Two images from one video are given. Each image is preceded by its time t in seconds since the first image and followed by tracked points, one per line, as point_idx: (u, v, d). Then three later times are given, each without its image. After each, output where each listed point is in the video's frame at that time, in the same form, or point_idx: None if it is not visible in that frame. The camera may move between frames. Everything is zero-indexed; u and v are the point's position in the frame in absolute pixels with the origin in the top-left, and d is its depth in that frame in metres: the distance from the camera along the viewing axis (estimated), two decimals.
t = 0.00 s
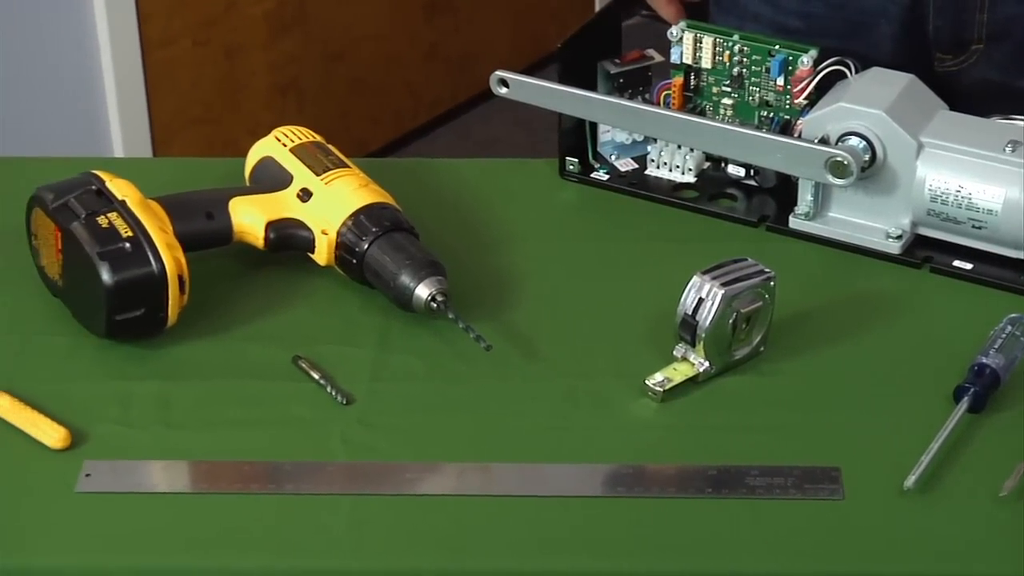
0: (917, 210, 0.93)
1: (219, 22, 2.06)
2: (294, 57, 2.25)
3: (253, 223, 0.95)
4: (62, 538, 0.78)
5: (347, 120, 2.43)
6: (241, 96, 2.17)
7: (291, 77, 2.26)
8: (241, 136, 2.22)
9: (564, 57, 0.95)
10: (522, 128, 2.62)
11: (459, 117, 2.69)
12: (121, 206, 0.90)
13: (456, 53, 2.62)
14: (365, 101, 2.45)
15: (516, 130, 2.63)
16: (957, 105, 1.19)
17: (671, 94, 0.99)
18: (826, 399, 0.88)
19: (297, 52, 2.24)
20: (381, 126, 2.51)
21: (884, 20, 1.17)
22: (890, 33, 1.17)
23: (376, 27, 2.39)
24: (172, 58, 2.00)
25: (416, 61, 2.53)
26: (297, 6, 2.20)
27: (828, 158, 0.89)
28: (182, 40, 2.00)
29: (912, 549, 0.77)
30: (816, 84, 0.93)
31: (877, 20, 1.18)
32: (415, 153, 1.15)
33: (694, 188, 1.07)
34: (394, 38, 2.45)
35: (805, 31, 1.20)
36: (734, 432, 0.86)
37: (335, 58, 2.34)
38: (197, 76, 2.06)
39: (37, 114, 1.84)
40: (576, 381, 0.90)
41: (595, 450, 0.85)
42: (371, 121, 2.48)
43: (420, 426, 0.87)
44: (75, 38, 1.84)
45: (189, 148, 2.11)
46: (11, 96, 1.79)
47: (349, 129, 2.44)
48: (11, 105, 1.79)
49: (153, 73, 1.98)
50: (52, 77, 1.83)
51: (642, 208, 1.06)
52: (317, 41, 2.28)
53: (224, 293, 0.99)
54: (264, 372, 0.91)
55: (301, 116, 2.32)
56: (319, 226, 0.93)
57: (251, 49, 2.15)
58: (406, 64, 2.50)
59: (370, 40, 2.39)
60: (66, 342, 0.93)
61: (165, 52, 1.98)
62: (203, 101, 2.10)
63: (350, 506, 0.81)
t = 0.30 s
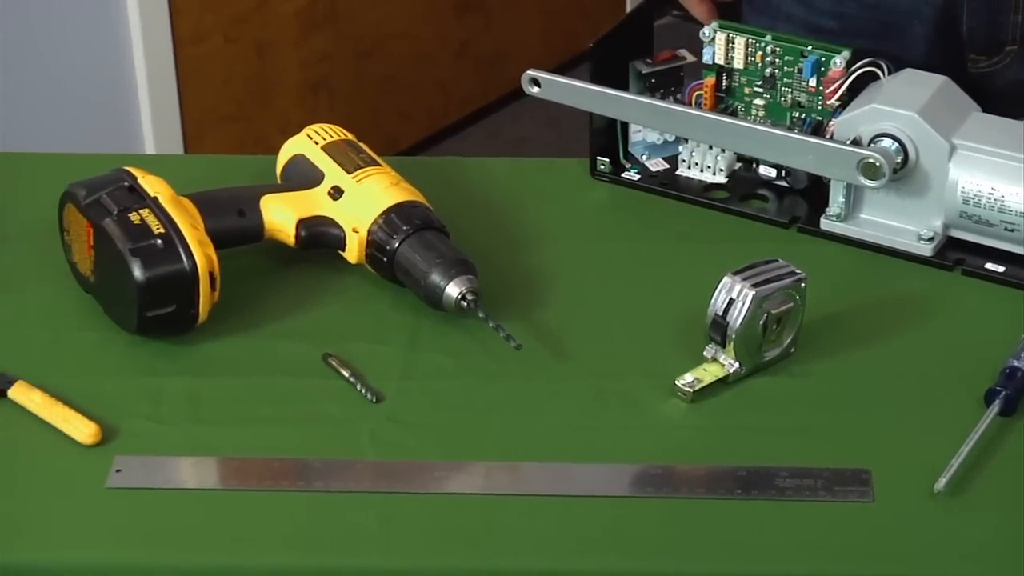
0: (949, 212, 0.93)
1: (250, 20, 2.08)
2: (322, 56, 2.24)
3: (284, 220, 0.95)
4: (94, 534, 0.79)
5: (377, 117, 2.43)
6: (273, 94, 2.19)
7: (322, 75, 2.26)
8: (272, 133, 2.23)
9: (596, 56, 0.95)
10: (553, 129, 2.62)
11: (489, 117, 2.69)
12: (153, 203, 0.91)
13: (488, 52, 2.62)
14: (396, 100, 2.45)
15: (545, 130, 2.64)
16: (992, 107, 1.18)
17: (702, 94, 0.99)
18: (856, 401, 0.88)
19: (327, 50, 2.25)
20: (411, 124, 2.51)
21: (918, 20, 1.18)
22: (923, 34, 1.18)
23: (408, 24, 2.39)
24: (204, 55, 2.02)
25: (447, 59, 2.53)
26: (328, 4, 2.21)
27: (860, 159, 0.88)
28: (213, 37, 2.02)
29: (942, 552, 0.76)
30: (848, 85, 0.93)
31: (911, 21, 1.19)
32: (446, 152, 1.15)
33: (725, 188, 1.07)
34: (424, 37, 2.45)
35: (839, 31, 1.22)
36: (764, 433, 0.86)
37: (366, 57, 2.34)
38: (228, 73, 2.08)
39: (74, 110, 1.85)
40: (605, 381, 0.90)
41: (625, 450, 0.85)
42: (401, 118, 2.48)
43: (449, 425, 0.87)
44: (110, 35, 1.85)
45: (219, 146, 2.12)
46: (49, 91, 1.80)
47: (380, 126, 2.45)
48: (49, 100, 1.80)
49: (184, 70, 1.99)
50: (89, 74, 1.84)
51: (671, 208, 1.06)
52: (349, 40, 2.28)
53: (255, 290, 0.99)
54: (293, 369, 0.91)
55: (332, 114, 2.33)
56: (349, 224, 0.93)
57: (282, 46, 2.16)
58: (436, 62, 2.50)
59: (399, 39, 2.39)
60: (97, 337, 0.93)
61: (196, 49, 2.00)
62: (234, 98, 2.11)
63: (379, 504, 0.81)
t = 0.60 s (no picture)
0: (981, 214, 0.93)
1: (284, 17, 2.08)
2: (354, 54, 2.24)
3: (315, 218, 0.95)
4: (126, 530, 0.79)
5: (411, 117, 2.43)
6: (306, 91, 2.19)
7: (354, 75, 2.27)
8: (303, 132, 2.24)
9: (627, 56, 0.95)
10: (583, 127, 2.63)
11: (518, 116, 2.69)
12: (185, 200, 0.91)
13: (517, 50, 2.62)
14: (426, 101, 2.45)
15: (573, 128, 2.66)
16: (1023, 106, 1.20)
17: (734, 95, 0.99)
18: (887, 403, 0.88)
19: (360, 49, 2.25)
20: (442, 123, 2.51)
21: (952, 20, 1.18)
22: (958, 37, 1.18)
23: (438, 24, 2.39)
24: (240, 53, 2.03)
25: (478, 58, 2.53)
26: (359, 4, 2.20)
27: (893, 162, 0.87)
28: (247, 36, 2.03)
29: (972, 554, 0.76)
30: (880, 87, 0.93)
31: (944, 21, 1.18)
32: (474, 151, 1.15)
33: (755, 189, 1.07)
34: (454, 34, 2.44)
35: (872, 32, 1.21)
36: (794, 434, 0.86)
37: (400, 56, 2.34)
38: (261, 72, 2.09)
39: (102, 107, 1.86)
40: (635, 381, 0.90)
41: (654, 450, 0.85)
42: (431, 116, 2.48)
43: (479, 424, 0.87)
44: (140, 31, 1.86)
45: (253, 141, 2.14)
46: (77, 88, 1.81)
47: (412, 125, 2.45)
48: (76, 97, 1.81)
49: (217, 68, 2.00)
50: (118, 70, 1.85)
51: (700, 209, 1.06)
52: (383, 40, 2.29)
53: (285, 288, 1.00)
54: (323, 366, 0.91)
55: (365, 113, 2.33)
56: (380, 222, 0.93)
57: (314, 45, 2.16)
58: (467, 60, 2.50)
59: (430, 38, 2.38)
60: (128, 333, 0.94)
61: (230, 48, 2.01)
62: (268, 95, 2.12)
63: (408, 502, 0.81)
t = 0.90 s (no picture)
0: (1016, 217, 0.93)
1: (318, 14, 2.09)
2: (387, 51, 2.25)
3: (347, 216, 0.95)
4: (156, 525, 0.79)
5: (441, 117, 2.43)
6: (338, 89, 2.20)
7: (387, 72, 2.27)
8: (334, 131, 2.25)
9: (660, 55, 0.95)
10: (615, 126, 2.63)
11: (550, 116, 2.68)
12: (217, 197, 0.91)
13: (549, 49, 2.61)
14: (459, 99, 2.45)
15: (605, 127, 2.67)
16: None
17: (768, 95, 0.99)
18: (919, 406, 0.87)
19: (393, 47, 2.25)
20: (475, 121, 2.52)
21: (987, 21, 1.22)
22: (993, 38, 1.22)
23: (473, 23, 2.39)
24: (273, 51, 2.04)
25: (511, 58, 2.53)
26: (392, 2, 2.20)
27: (926, 163, 0.87)
28: (279, 33, 2.04)
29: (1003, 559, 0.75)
30: (914, 89, 0.93)
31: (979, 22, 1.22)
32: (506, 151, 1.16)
33: (788, 190, 1.07)
34: (486, 32, 2.44)
35: (906, 31, 1.25)
36: (825, 437, 0.86)
37: (432, 55, 2.34)
38: (291, 70, 2.10)
39: (133, 102, 1.87)
40: (666, 381, 0.90)
41: (684, 451, 0.85)
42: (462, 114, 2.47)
43: (509, 423, 0.87)
44: (172, 27, 1.87)
45: (284, 140, 2.16)
46: (109, 81, 1.82)
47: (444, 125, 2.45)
48: (108, 91, 1.83)
49: (249, 66, 2.02)
50: (149, 65, 1.86)
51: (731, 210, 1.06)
52: (415, 39, 2.29)
53: (315, 286, 1.00)
54: (352, 364, 0.92)
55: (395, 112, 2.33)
56: (412, 220, 0.93)
57: (349, 44, 2.17)
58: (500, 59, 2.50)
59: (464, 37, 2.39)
60: (159, 329, 0.94)
61: (260, 46, 2.02)
62: (299, 94, 2.13)
63: (438, 501, 0.81)
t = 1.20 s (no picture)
0: None
1: (349, 14, 2.09)
2: (418, 51, 2.25)
3: (379, 214, 0.95)
4: (187, 520, 0.79)
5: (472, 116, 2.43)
6: (369, 87, 2.20)
7: (418, 70, 2.27)
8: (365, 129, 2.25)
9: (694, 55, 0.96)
10: (647, 126, 2.63)
11: (580, 116, 2.68)
12: (250, 194, 0.91)
13: (580, 49, 2.61)
14: (490, 99, 2.45)
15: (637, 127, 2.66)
16: None
17: (801, 97, 1.00)
18: (951, 409, 0.87)
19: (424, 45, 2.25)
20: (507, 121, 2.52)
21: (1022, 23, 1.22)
22: None
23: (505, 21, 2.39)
24: (306, 48, 2.04)
25: (542, 57, 2.53)
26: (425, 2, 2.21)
27: (960, 165, 0.87)
28: (313, 32, 2.04)
29: None
30: (948, 91, 0.93)
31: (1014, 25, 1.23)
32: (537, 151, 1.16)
33: (821, 192, 1.07)
34: (516, 33, 2.43)
35: (939, 33, 1.26)
36: (856, 439, 0.85)
37: (463, 54, 2.35)
38: (325, 66, 2.10)
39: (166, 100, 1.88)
40: (696, 382, 0.90)
41: (714, 452, 0.84)
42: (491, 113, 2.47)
43: (539, 423, 0.87)
44: (207, 26, 1.88)
45: (319, 136, 2.16)
46: (142, 79, 1.83)
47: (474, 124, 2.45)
48: (141, 89, 1.84)
49: (283, 64, 2.02)
50: (183, 63, 1.87)
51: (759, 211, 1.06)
52: (445, 36, 2.29)
53: (346, 284, 1.00)
54: (382, 363, 0.92)
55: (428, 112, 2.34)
56: (444, 220, 0.93)
57: (382, 42, 2.17)
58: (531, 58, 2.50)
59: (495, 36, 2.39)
60: (190, 326, 0.94)
61: (293, 44, 2.02)
62: (330, 93, 2.13)
63: (468, 499, 0.81)
